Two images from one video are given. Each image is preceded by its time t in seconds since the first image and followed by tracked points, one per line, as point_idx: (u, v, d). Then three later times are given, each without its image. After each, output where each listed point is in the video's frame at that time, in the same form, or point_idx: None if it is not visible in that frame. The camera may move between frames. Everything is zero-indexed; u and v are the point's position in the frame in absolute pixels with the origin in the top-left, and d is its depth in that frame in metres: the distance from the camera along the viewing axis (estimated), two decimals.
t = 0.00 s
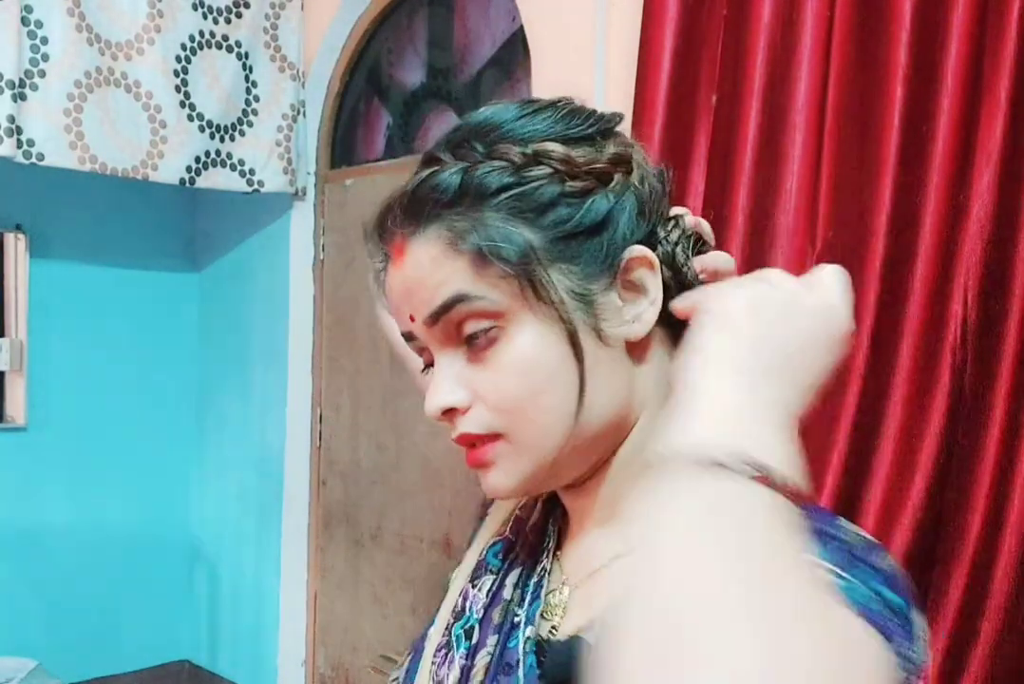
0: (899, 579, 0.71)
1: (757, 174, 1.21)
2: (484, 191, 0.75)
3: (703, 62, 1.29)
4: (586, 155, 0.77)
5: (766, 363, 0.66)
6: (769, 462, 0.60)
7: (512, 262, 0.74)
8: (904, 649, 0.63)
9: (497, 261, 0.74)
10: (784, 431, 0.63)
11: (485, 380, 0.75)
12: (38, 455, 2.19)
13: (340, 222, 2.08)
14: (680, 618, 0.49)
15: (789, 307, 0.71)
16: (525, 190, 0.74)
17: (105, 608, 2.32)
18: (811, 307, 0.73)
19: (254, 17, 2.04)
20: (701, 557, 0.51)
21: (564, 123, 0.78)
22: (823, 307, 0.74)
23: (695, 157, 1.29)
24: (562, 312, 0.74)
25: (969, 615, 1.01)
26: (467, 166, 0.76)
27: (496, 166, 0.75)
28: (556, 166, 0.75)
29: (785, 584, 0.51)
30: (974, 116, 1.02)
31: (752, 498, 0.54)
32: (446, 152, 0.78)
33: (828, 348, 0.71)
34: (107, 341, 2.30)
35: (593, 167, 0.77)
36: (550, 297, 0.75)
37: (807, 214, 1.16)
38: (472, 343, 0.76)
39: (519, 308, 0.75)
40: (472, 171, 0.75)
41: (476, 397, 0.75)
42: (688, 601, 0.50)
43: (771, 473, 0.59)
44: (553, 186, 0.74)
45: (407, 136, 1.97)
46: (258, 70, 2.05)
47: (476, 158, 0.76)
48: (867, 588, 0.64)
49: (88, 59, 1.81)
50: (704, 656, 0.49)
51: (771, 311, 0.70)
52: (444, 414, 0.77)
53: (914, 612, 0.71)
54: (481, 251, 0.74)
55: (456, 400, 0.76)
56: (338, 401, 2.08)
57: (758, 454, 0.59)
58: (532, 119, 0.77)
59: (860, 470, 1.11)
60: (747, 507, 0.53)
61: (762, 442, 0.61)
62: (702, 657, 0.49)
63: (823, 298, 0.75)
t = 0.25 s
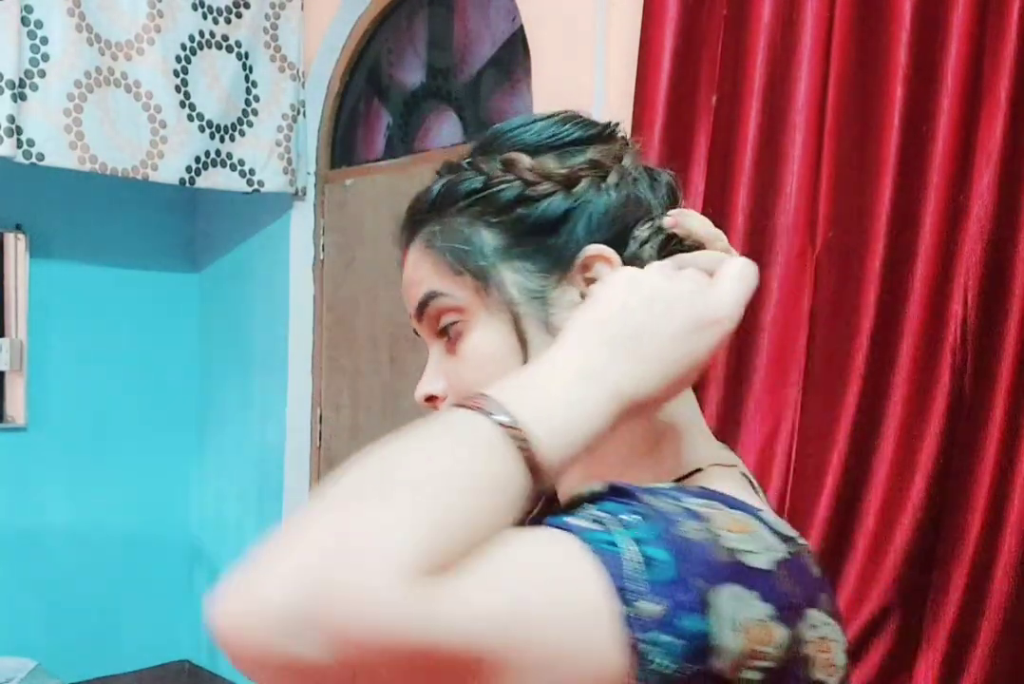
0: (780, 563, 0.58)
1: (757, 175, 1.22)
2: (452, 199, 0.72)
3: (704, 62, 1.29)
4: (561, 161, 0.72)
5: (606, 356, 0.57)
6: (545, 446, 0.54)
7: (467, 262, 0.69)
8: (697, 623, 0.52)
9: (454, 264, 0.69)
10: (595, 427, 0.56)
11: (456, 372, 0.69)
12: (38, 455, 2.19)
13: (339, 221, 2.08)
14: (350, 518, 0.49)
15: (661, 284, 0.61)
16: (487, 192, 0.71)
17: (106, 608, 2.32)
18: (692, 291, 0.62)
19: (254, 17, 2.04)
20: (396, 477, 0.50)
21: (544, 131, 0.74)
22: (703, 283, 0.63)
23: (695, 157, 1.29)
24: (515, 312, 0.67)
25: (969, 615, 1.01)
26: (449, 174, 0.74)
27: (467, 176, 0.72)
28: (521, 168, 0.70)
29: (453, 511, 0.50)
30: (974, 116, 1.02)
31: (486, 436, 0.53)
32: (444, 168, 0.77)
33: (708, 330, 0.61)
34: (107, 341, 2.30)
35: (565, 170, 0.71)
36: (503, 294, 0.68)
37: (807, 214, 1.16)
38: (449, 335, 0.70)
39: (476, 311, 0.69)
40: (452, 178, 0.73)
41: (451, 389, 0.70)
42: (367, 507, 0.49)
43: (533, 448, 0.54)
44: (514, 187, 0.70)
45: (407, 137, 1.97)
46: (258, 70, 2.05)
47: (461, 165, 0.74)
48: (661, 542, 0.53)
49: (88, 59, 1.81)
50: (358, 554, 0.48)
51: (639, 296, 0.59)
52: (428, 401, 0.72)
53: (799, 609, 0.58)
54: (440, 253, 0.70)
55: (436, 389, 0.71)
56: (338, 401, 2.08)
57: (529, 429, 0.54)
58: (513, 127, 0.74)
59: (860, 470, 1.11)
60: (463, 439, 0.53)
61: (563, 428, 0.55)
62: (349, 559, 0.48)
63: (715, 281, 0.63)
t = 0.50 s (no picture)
0: (697, 549, 0.54)
1: (757, 175, 1.22)
2: (447, 211, 0.74)
3: (703, 62, 1.29)
4: (549, 167, 0.71)
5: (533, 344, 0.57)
6: (456, 430, 0.54)
7: (453, 270, 0.71)
8: (569, 594, 0.50)
9: (445, 272, 0.72)
10: (516, 418, 0.55)
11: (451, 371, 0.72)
12: (38, 455, 2.19)
13: (339, 221, 2.08)
14: (236, 471, 0.51)
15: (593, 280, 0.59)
16: (475, 201, 0.71)
17: (105, 608, 2.32)
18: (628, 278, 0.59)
19: (254, 17, 2.04)
20: (296, 441, 0.52)
21: (536, 143, 0.74)
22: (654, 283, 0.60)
23: (695, 157, 1.29)
24: (496, 315, 0.69)
25: (969, 614, 1.00)
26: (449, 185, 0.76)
27: (462, 187, 0.73)
28: (505, 172, 0.71)
29: (334, 472, 0.51)
30: (975, 116, 1.02)
31: (398, 420, 0.54)
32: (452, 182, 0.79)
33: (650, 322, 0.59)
34: (108, 341, 2.30)
35: (548, 175, 0.70)
36: (487, 298, 0.69)
37: (807, 214, 1.16)
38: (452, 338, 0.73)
39: (467, 316, 0.71)
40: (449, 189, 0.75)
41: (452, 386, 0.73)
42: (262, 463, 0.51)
43: (445, 433, 0.54)
44: (497, 189, 0.70)
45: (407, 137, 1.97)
46: (258, 70, 2.05)
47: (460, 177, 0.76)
48: (545, 514, 0.52)
49: (88, 59, 1.81)
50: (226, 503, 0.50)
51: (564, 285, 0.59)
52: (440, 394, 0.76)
53: (715, 598, 0.53)
54: (435, 263, 0.72)
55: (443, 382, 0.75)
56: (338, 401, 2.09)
57: (443, 414, 0.54)
58: (509, 143, 0.75)
59: (859, 471, 1.11)
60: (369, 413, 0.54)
61: (480, 415, 0.54)
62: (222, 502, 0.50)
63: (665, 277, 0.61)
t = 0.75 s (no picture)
0: (647, 545, 0.54)
1: (757, 175, 1.21)
2: (446, 218, 0.73)
3: (703, 62, 1.29)
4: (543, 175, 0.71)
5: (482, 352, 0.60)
6: (411, 431, 0.57)
7: (451, 275, 0.71)
8: (510, 587, 0.51)
9: (443, 278, 0.72)
10: (467, 421, 0.58)
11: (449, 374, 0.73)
12: (38, 455, 2.19)
13: (339, 221, 2.08)
14: (200, 469, 0.55)
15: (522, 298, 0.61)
16: (472, 208, 0.71)
17: (105, 607, 2.32)
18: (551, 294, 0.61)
19: (254, 17, 2.04)
20: (252, 443, 0.56)
21: (532, 152, 0.74)
22: (581, 301, 0.60)
23: (695, 157, 1.29)
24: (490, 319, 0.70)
25: (969, 615, 1.00)
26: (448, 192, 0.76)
27: (461, 194, 0.73)
28: (501, 178, 0.71)
29: (290, 470, 0.54)
30: (974, 117, 1.02)
31: (356, 424, 0.57)
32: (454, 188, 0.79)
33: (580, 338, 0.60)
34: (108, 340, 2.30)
35: (542, 183, 0.70)
36: (482, 305, 0.70)
37: (807, 214, 1.16)
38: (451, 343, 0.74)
39: (463, 320, 0.71)
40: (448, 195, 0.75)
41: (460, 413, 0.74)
42: (219, 464, 0.55)
43: (403, 434, 0.57)
44: (492, 196, 0.70)
45: (407, 136, 1.97)
46: (259, 70, 2.05)
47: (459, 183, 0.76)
48: (490, 511, 0.53)
49: (88, 59, 1.81)
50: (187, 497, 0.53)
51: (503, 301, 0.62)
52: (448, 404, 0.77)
53: (664, 594, 0.54)
54: (434, 269, 0.72)
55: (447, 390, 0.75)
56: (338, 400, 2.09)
57: (400, 417, 0.57)
58: (507, 153, 0.75)
59: (858, 471, 1.11)
60: (327, 420, 0.57)
61: (436, 415, 0.58)
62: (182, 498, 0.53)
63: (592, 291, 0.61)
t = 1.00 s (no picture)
0: (641, 541, 0.54)
1: (757, 175, 1.21)
2: (440, 223, 0.74)
3: (703, 62, 1.29)
4: (534, 181, 0.72)
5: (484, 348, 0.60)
6: (412, 435, 0.57)
7: (443, 280, 0.72)
8: (509, 581, 0.51)
9: (436, 283, 0.73)
10: (466, 425, 0.58)
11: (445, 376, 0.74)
12: (38, 455, 2.19)
13: (339, 221, 2.08)
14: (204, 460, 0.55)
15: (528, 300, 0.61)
16: (465, 214, 0.72)
17: (105, 607, 2.32)
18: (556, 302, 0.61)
19: (254, 17, 2.04)
20: (254, 437, 0.56)
21: (524, 158, 0.74)
22: (584, 310, 0.60)
23: (695, 157, 1.29)
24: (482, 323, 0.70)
25: (969, 615, 1.00)
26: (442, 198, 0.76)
27: (455, 200, 0.74)
28: (492, 184, 0.71)
29: (288, 466, 0.54)
30: (975, 116, 1.02)
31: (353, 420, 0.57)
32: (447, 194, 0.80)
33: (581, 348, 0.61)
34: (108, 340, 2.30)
35: (532, 188, 0.70)
36: (476, 309, 0.70)
37: (807, 214, 1.16)
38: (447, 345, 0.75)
39: (457, 324, 0.72)
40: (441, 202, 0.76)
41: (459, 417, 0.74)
42: (223, 457, 0.55)
43: (403, 437, 0.57)
44: (483, 202, 0.71)
45: (407, 136, 1.97)
46: (259, 70, 2.05)
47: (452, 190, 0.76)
48: (489, 506, 0.53)
49: (88, 59, 1.81)
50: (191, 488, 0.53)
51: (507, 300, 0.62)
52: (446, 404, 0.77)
53: (658, 588, 0.54)
54: (428, 274, 0.73)
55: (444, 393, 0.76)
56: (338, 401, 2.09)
57: (401, 420, 0.57)
58: (500, 158, 0.75)
59: (858, 471, 1.11)
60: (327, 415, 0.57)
61: (436, 419, 0.57)
62: (186, 490, 0.53)
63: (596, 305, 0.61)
